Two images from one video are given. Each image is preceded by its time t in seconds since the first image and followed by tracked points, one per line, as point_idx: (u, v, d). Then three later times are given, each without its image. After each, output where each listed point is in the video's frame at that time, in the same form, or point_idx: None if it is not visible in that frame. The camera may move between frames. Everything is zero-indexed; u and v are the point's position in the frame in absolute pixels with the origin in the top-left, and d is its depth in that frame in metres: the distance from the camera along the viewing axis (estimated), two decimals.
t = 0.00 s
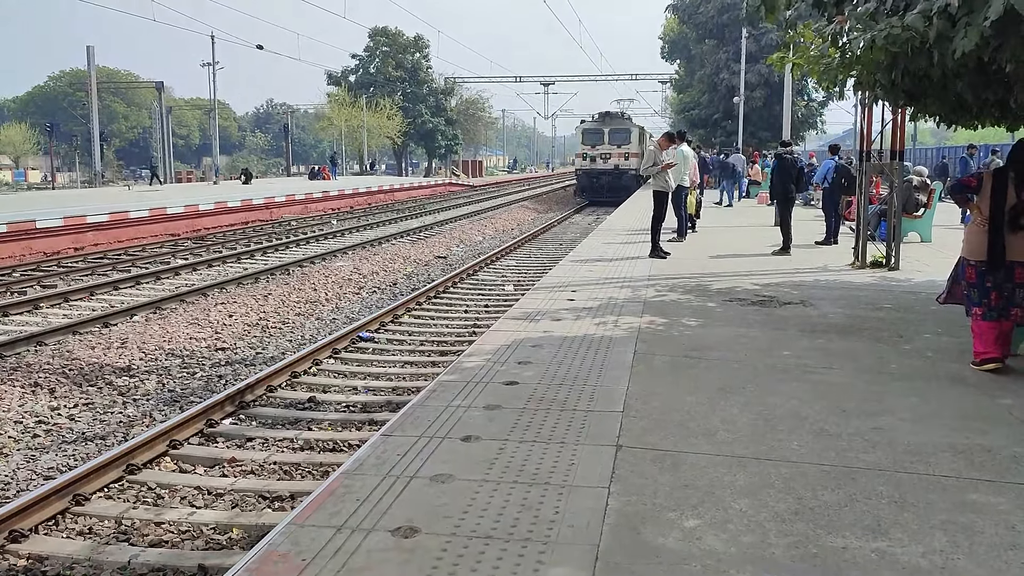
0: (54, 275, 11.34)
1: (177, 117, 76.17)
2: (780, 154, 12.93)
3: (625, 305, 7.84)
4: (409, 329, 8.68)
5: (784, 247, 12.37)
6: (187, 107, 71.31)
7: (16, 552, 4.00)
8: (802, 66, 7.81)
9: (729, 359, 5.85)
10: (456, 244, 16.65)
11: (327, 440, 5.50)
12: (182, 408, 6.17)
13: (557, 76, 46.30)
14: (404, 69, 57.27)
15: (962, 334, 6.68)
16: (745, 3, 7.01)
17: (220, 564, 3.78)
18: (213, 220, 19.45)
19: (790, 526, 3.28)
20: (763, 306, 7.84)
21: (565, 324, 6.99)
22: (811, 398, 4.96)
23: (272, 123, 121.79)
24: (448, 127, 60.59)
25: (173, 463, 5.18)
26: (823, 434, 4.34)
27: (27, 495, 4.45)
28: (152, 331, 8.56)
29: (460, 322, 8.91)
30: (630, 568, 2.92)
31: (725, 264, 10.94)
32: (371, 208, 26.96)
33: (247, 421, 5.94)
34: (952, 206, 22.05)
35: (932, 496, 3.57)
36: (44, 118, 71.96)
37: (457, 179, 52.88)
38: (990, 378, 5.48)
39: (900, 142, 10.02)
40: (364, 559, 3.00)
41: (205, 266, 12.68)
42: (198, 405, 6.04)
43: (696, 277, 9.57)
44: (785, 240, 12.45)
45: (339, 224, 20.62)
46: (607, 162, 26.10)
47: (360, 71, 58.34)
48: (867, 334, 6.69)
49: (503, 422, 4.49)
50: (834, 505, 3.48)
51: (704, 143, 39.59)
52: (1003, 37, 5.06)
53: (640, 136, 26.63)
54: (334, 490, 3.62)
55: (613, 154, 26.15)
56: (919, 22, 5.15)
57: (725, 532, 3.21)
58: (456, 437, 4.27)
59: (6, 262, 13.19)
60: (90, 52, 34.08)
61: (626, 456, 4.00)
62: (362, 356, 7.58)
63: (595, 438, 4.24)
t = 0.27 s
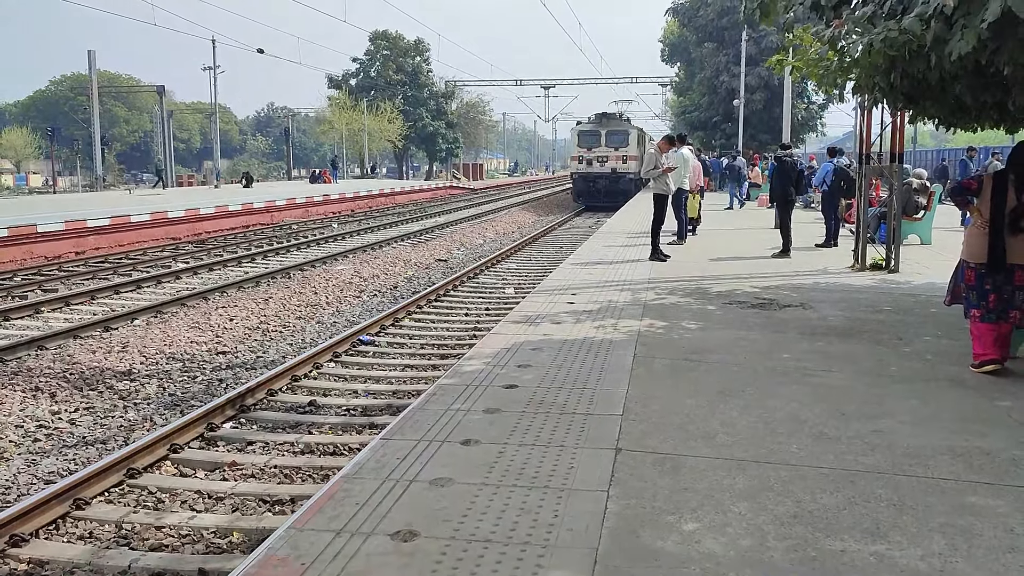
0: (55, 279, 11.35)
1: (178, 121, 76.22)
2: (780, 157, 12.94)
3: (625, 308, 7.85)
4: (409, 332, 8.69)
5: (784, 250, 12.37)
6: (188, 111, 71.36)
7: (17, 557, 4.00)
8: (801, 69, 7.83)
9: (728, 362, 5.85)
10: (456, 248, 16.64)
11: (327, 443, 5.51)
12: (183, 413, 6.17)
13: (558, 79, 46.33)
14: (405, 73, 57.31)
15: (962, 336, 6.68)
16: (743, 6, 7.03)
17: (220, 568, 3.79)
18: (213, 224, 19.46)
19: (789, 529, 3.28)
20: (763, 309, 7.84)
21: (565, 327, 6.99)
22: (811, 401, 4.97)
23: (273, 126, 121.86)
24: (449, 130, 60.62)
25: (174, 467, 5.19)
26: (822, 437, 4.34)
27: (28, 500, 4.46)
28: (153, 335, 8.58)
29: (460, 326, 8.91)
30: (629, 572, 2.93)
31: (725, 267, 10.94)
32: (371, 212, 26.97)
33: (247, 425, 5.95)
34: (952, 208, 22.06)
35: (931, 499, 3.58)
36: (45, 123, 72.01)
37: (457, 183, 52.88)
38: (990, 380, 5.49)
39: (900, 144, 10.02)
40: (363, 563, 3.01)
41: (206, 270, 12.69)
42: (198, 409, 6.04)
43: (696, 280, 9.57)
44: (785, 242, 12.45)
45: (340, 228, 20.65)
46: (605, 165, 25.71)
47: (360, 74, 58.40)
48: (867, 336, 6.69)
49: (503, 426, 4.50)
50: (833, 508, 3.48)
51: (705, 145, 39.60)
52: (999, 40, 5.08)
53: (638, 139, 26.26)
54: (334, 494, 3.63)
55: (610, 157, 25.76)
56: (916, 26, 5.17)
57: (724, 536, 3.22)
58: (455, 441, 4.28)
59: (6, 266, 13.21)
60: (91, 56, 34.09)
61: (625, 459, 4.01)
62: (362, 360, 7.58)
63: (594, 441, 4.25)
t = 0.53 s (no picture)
0: (57, 281, 11.37)
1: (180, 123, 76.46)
2: (781, 158, 12.94)
3: (626, 309, 7.84)
4: (411, 334, 8.70)
5: (786, 251, 12.35)
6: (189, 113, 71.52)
7: (18, 560, 4.00)
8: (803, 70, 7.83)
9: (730, 364, 5.84)
10: (457, 249, 16.66)
11: (329, 445, 5.51)
12: (185, 415, 6.17)
13: (559, 80, 46.38)
14: (406, 74, 57.41)
15: (964, 337, 6.67)
16: (744, 7, 7.03)
17: (221, 570, 3.78)
18: (215, 226, 19.48)
19: (791, 530, 3.27)
20: (764, 309, 7.83)
21: (567, 328, 7.00)
22: (812, 402, 4.96)
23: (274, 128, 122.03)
24: (450, 132, 60.70)
25: (176, 469, 5.19)
26: (825, 438, 4.33)
27: (30, 502, 4.46)
28: (155, 337, 8.58)
29: (461, 327, 8.92)
30: (631, 574, 2.92)
31: (726, 268, 10.94)
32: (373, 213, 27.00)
33: (249, 427, 5.95)
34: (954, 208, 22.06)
35: (934, 500, 3.57)
36: (47, 125, 72.13)
37: (459, 184, 52.93)
38: (992, 381, 5.48)
39: (901, 144, 10.02)
40: (364, 565, 3.00)
41: (208, 272, 12.71)
42: (199, 411, 6.04)
43: (698, 281, 9.57)
44: (787, 243, 12.44)
45: (341, 229, 20.67)
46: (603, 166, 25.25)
47: (362, 76, 58.50)
48: (869, 337, 6.68)
49: (505, 427, 4.49)
50: (835, 510, 3.47)
51: (706, 146, 39.62)
52: (1000, 39, 5.07)
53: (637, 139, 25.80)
54: (335, 496, 3.63)
55: (608, 158, 25.27)
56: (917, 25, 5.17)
57: (726, 538, 3.21)
58: (457, 443, 4.27)
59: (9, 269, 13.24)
60: (94, 58, 34.17)
61: (626, 461, 4.00)
62: (364, 361, 7.59)
63: (596, 443, 4.24)
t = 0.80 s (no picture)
0: (58, 282, 11.37)
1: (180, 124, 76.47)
2: (782, 156, 12.93)
3: (627, 308, 7.83)
4: (412, 333, 8.70)
5: (787, 249, 12.34)
6: (189, 114, 71.49)
7: (20, 560, 4.01)
8: (803, 68, 7.82)
9: (730, 362, 5.83)
10: (458, 249, 16.66)
11: (330, 445, 5.51)
12: (186, 415, 6.17)
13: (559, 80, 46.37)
14: (405, 74, 57.37)
15: (965, 335, 6.67)
16: (744, 5, 7.02)
17: (223, 570, 3.78)
18: (216, 226, 19.48)
19: (792, 528, 3.28)
20: (765, 308, 7.83)
21: (567, 328, 6.99)
22: (813, 400, 4.96)
23: (274, 128, 122.08)
24: (451, 131, 60.68)
25: (177, 470, 5.18)
26: (825, 436, 4.33)
27: (31, 503, 4.46)
28: (156, 337, 8.58)
29: (462, 326, 8.91)
30: (632, 572, 2.92)
31: (727, 266, 10.93)
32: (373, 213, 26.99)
33: (250, 427, 5.95)
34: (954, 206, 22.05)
35: (935, 497, 3.57)
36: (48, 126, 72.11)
37: (459, 183, 52.91)
38: (993, 378, 5.47)
39: (901, 142, 10.02)
40: (365, 564, 3.01)
41: (209, 272, 12.71)
42: (200, 411, 6.04)
43: (698, 280, 9.57)
44: (788, 242, 12.42)
45: (342, 229, 20.66)
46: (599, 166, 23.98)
47: (362, 76, 58.47)
48: (869, 335, 6.68)
49: (505, 427, 4.49)
50: (836, 507, 3.47)
51: (706, 145, 39.60)
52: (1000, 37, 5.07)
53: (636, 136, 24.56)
54: (336, 495, 3.63)
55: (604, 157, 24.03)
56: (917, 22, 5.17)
57: (727, 535, 3.21)
58: (457, 442, 4.28)
59: (9, 270, 13.24)
60: (93, 59, 34.16)
61: (627, 459, 4.00)
62: (365, 361, 7.59)
63: (596, 442, 4.24)
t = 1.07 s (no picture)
0: (56, 283, 11.37)
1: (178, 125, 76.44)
2: (779, 154, 12.94)
3: (626, 307, 7.84)
4: (410, 333, 8.71)
5: (785, 247, 12.35)
6: (187, 114, 71.48)
7: (20, 561, 4.01)
8: (800, 66, 7.83)
9: (729, 360, 5.84)
10: (456, 248, 16.66)
11: (329, 445, 5.52)
12: (185, 416, 6.18)
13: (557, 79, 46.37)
14: (403, 74, 57.36)
15: (962, 332, 6.68)
16: (742, 4, 7.03)
17: (223, 570, 3.79)
18: (214, 227, 19.47)
19: (791, 526, 3.29)
20: (763, 306, 7.84)
21: (566, 327, 7.00)
22: (811, 398, 4.97)
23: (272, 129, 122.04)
24: (449, 131, 60.68)
25: (176, 470, 5.19)
26: (824, 434, 4.34)
27: (31, 504, 4.46)
28: (155, 338, 8.58)
29: (461, 326, 8.91)
30: (631, 571, 2.93)
31: (724, 264, 10.94)
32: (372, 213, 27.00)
33: (250, 427, 5.95)
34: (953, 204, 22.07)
35: (934, 495, 3.58)
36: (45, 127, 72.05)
37: (457, 183, 52.93)
38: (990, 375, 5.49)
39: (898, 140, 10.02)
40: (365, 564, 3.01)
41: (207, 272, 12.71)
42: (200, 412, 6.05)
43: (696, 278, 9.58)
44: (786, 240, 12.42)
45: (340, 229, 20.67)
46: (592, 165, 23.15)
47: (359, 76, 58.44)
48: (868, 333, 6.69)
49: (504, 426, 4.50)
50: (835, 505, 3.48)
51: (704, 144, 39.63)
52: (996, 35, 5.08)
53: (630, 134, 23.73)
54: (336, 495, 3.63)
55: (597, 156, 23.21)
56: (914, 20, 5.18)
57: (726, 534, 3.22)
58: (457, 441, 4.28)
59: (7, 271, 13.24)
60: (91, 60, 34.16)
61: (626, 458, 4.01)
62: (363, 361, 7.59)
63: (596, 440, 4.25)
